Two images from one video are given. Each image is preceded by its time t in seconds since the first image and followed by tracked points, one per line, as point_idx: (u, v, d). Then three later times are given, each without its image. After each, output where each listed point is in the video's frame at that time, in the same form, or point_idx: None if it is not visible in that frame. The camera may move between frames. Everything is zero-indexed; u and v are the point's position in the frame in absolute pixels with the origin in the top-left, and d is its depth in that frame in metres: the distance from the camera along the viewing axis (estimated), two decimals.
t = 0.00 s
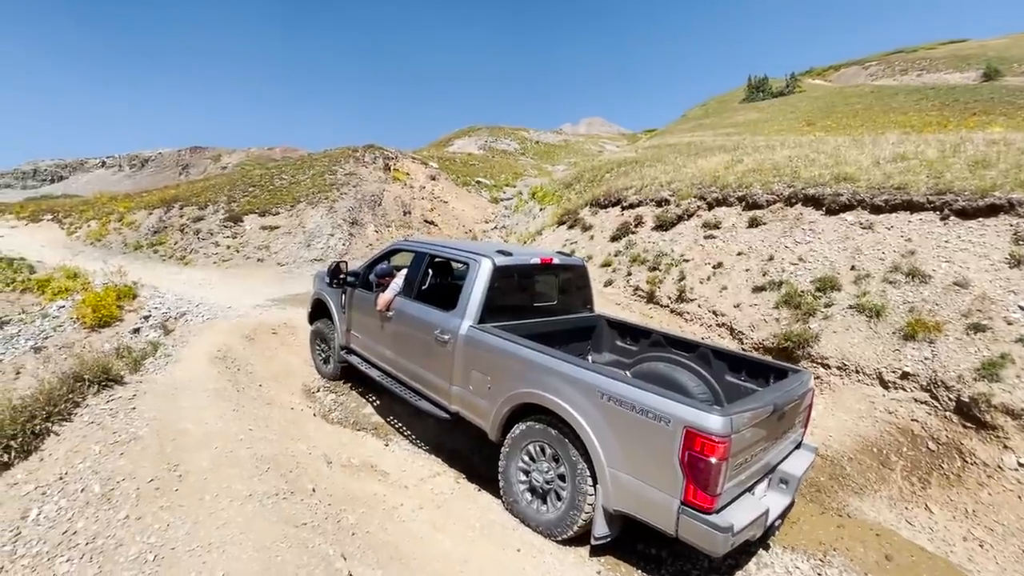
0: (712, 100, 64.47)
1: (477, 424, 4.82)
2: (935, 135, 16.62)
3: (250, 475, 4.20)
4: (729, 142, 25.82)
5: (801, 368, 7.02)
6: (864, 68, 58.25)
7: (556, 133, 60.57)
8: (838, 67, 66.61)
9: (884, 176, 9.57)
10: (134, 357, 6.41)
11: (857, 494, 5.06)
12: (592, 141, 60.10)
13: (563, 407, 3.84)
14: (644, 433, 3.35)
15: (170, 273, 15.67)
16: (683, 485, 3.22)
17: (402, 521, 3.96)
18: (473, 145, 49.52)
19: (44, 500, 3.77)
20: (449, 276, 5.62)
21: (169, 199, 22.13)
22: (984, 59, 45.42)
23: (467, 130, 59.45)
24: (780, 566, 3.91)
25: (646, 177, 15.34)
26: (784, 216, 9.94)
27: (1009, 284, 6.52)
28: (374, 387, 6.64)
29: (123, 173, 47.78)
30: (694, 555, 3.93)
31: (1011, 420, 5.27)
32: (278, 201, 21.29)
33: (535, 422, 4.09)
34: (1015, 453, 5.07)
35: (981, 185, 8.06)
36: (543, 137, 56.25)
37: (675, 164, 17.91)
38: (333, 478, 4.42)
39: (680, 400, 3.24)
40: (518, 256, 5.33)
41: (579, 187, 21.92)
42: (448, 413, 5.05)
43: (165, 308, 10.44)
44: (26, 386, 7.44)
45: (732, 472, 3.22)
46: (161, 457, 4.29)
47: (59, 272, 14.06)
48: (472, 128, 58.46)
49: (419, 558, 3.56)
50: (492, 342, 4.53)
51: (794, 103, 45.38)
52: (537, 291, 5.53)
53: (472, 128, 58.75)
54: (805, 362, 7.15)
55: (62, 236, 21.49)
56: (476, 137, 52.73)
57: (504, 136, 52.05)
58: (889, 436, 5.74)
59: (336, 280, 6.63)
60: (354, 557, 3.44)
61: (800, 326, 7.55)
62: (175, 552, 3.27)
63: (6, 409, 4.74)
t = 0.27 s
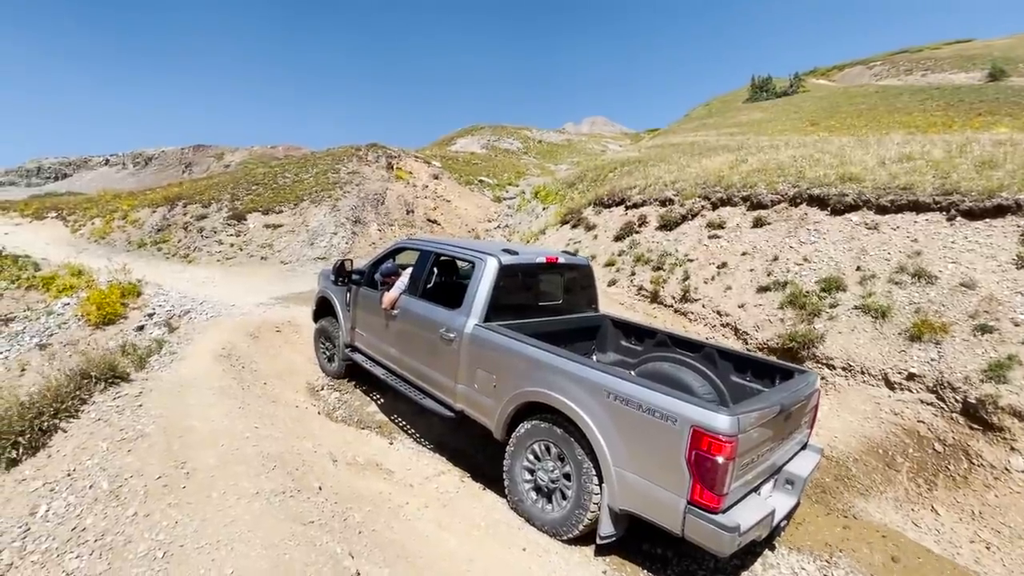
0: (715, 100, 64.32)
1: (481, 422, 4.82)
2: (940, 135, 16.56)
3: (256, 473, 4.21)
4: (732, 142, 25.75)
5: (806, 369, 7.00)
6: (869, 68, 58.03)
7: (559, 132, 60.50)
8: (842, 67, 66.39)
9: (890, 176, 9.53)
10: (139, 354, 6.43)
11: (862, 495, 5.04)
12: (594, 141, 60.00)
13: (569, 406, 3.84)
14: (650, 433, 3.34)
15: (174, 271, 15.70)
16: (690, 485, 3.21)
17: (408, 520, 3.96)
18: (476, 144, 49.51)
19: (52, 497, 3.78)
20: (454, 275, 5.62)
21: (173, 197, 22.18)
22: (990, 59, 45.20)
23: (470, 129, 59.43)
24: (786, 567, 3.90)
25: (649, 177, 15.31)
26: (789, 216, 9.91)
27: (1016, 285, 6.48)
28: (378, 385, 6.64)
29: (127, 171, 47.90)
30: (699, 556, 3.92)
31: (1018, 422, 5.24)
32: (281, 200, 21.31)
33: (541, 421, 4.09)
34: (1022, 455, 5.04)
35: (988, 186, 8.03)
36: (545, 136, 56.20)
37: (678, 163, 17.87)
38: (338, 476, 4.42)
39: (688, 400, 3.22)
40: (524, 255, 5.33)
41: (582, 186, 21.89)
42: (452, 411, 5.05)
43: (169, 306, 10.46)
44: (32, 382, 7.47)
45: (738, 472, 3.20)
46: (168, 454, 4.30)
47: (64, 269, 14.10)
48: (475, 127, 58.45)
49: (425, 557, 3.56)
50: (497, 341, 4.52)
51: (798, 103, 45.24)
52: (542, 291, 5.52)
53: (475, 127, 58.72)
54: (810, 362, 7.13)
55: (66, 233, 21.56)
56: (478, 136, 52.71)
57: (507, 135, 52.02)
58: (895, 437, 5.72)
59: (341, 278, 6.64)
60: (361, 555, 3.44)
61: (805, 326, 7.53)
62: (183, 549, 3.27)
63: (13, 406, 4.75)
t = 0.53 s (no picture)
0: (717, 100, 64.26)
1: (483, 420, 4.82)
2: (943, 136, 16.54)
3: (260, 470, 4.21)
4: (735, 142, 25.72)
5: (808, 369, 7.00)
6: (871, 68, 57.95)
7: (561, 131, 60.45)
8: (844, 67, 66.25)
9: (893, 177, 9.52)
10: (142, 352, 6.43)
11: (865, 495, 5.03)
12: (595, 140, 59.94)
13: (570, 404, 3.83)
14: (652, 431, 3.34)
15: (175, 268, 15.71)
16: (691, 484, 3.21)
17: (411, 518, 3.96)
18: (477, 143, 49.48)
19: (57, 492, 3.78)
20: (457, 273, 5.62)
21: (174, 195, 22.18)
22: (993, 59, 45.11)
23: (471, 128, 59.39)
24: (789, 567, 3.89)
25: (651, 176, 15.29)
26: (792, 216, 9.90)
27: (1020, 286, 6.47)
28: (380, 383, 6.64)
29: (128, 169, 47.92)
30: (701, 555, 3.91)
31: (1021, 423, 5.23)
32: (283, 198, 21.32)
33: (542, 419, 4.09)
34: None
35: (992, 186, 8.01)
36: (547, 135, 56.16)
37: (681, 163, 17.85)
38: (342, 474, 4.42)
39: (690, 399, 3.22)
40: (527, 254, 5.32)
41: (584, 185, 21.88)
42: (454, 409, 5.05)
43: (171, 303, 10.47)
44: (35, 379, 7.48)
45: (740, 471, 3.20)
46: (173, 451, 4.30)
47: (66, 266, 14.11)
48: (476, 126, 58.41)
49: (429, 555, 3.55)
50: (499, 339, 4.52)
51: (800, 103, 45.16)
52: (545, 290, 5.52)
53: (477, 126, 58.68)
54: (813, 362, 7.13)
55: (67, 231, 21.57)
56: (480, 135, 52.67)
57: (508, 135, 51.99)
58: (898, 438, 5.72)
59: (343, 275, 6.64)
60: (366, 553, 3.44)
61: (808, 326, 7.52)
62: (189, 545, 3.28)
63: (18, 402, 4.76)
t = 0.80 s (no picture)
0: (718, 100, 64.26)
1: (481, 418, 4.81)
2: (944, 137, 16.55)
3: (259, 467, 4.20)
4: (735, 142, 25.71)
5: (807, 369, 7.00)
6: (872, 69, 57.95)
7: (561, 131, 60.41)
8: (845, 68, 66.25)
9: (894, 177, 9.51)
10: (141, 349, 6.42)
11: (864, 495, 5.03)
12: (596, 140, 59.91)
13: (568, 402, 3.83)
14: (649, 429, 3.33)
15: (175, 266, 15.69)
16: (688, 482, 3.20)
17: (410, 516, 3.95)
18: (478, 142, 49.46)
19: (55, 489, 3.78)
20: (456, 272, 5.61)
21: (174, 193, 22.16)
22: (993, 61, 45.13)
23: (472, 127, 59.37)
24: (787, 566, 3.89)
25: (651, 176, 15.28)
26: (792, 216, 9.90)
27: (1020, 287, 6.47)
28: (379, 381, 6.64)
29: (128, 166, 47.84)
30: (699, 554, 3.91)
31: (1020, 423, 5.24)
32: (283, 196, 21.30)
33: (540, 417, 4.08)
34: None
35: (992, 187, 8.01)
36: (547, 135, 56.14)
37: (681, 163, 17.85)
38: (341, 472, 4.42)
39: (687, 397, 3.22)
40: (526, 252, 5.32)
41: (584, 185, 21.87)
42: (452, 407, 5.04)
43: (170, 301, 10.46)
44: (34, 376, 7.47)
45: (737, 469, 3.20)
46: (172, 448, 4.29)
47: (65, 264, 14.09)
48: (477, 125, 58.38)
49: (428, 553, 3.55)
50: (498, 337, 4.52)
51: (801, 103, 45.16)
52: (544, 288, 5.52)
53: (477, 125, 58.65)
54: (812, 362, 7.13)
55: (67, 228, 21.54)
56: (480, 134, 52.65)
57: (508, 134, 51.96)
58: (896, 438, 5.73)
59: (342, 273, 6.63)
60: (365, 550, 3.44)
61: (808, 326, 7.51)
62: (188, 543, 3.27)
63: (16, 399, 4.75)
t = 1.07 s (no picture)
0: (717, 101, 64.35)
1: (481, 419, 4.81)
2: (942, 138, 16.60)
3: (256, 467, 4.19)
4: (734, 143, 25.75)
5: (805, 370, 7.01)
6: (870, 70, 58.09)
7: (560, 130, 60.40)
8: (843, 69, 66.34)
9: (891, 178, 9.53)
10: (138, 348, 6.40)
11: (861, 496, 5.05)
12: (594, 140, 59.96)
13: (569, 404, 3.83)
14: (651, 432, 3.33)
15: (172, 265, 15.66)
16: (689, 485, 3.21)
17: (408, 516, 3.95)
18: (476, 141, 49.44)
19: (51, 489, 3.76)
20: (456, 272, 5.61)
21: (172, 191, 22.11)
22: (991, 63, 45.27)
23: (471, 127, 59.36)
24: (785, 567, 3.90)
25: (650, 176, 15.29)
26: (790, 217, 9.91)
27: (1017, 288, 6.48)
28: (377, 381, 6.63)
29: (126, 164, 47.73)
30: (698, 556, 3.92)
31: (1017, 425, 5.25)
32: (281, 195, 21.27)
33: (541, 419, 4.08)
34: (1020, 458, 5.05)
35: (990, 189, 8.03)
36: (546, 134, 56.15)
37: (680, 163, 17.87)
38: (338, 472, 4.41)
39: (689, 400, 3.22)
40: (526, 253, 5.31)
41: (583, 185, 21.89)
42: (452, 408, 5.03)
43: (168, 299, 10.44)
44: (31, 375, 7.46)
45: (738, 473, 3.20)
46: (168, 448, 4.28)
47: (62, 262, 14.05)
48: (476, 125, 58.39)
49: (425, 553, 3.55)
50: (499, 338, 4.51)
51: (799, 104, 45.22)
52: (544, 289, 5.52)
53: (476, 125, 58.67)
54: (810, 363, 7.14)
55: (64, 226, 21.49)
56: (479, 133, 52.64)
57: (507, 133, 51.96)
58: (893, 439, 5.74)
59: (341, 273, 6.62)
60: (362, 551, 3.43)
61: (805, 327, 7.53)
62: (184, 543, 3.26)
63: (12, 398, 4.73)
